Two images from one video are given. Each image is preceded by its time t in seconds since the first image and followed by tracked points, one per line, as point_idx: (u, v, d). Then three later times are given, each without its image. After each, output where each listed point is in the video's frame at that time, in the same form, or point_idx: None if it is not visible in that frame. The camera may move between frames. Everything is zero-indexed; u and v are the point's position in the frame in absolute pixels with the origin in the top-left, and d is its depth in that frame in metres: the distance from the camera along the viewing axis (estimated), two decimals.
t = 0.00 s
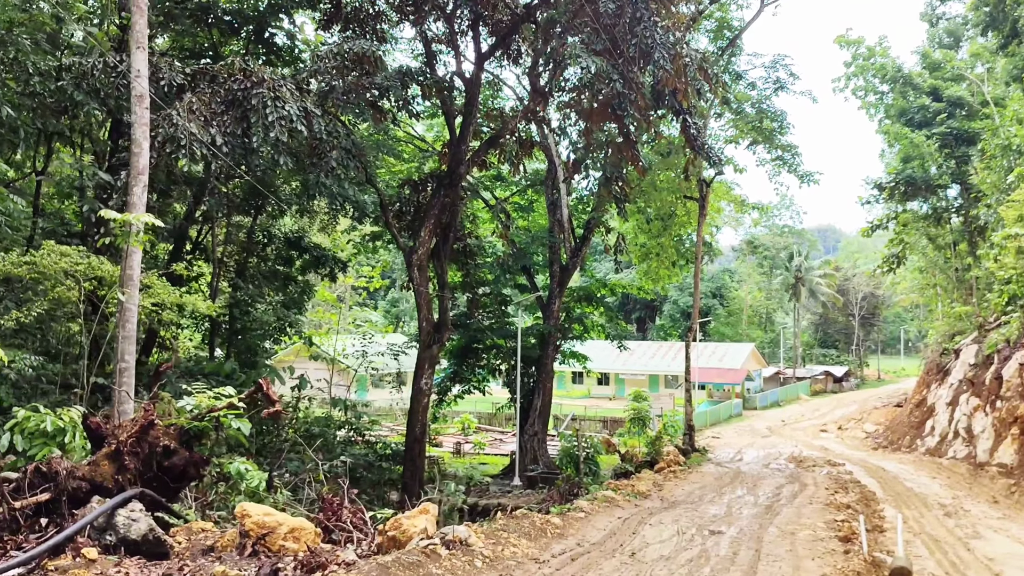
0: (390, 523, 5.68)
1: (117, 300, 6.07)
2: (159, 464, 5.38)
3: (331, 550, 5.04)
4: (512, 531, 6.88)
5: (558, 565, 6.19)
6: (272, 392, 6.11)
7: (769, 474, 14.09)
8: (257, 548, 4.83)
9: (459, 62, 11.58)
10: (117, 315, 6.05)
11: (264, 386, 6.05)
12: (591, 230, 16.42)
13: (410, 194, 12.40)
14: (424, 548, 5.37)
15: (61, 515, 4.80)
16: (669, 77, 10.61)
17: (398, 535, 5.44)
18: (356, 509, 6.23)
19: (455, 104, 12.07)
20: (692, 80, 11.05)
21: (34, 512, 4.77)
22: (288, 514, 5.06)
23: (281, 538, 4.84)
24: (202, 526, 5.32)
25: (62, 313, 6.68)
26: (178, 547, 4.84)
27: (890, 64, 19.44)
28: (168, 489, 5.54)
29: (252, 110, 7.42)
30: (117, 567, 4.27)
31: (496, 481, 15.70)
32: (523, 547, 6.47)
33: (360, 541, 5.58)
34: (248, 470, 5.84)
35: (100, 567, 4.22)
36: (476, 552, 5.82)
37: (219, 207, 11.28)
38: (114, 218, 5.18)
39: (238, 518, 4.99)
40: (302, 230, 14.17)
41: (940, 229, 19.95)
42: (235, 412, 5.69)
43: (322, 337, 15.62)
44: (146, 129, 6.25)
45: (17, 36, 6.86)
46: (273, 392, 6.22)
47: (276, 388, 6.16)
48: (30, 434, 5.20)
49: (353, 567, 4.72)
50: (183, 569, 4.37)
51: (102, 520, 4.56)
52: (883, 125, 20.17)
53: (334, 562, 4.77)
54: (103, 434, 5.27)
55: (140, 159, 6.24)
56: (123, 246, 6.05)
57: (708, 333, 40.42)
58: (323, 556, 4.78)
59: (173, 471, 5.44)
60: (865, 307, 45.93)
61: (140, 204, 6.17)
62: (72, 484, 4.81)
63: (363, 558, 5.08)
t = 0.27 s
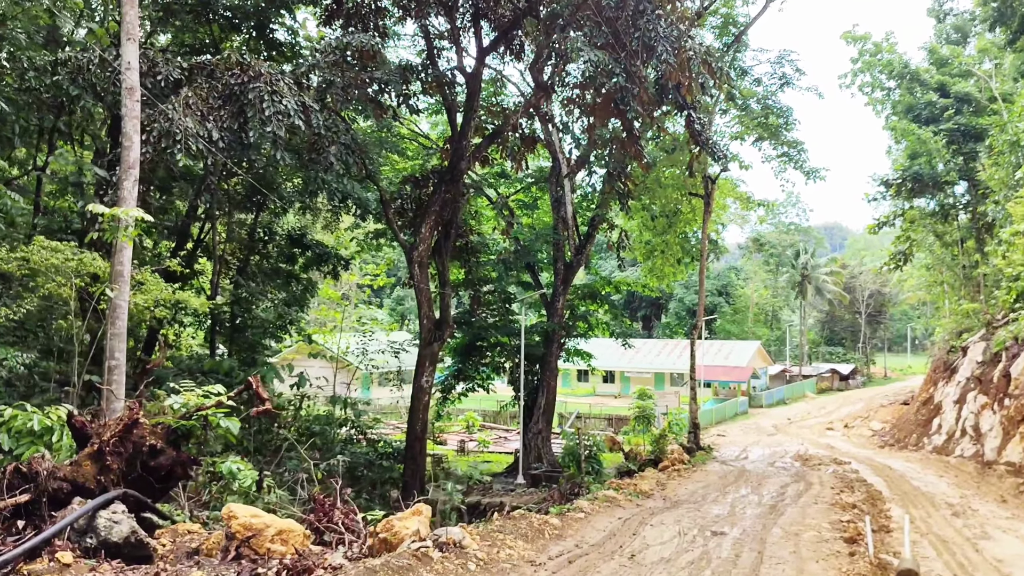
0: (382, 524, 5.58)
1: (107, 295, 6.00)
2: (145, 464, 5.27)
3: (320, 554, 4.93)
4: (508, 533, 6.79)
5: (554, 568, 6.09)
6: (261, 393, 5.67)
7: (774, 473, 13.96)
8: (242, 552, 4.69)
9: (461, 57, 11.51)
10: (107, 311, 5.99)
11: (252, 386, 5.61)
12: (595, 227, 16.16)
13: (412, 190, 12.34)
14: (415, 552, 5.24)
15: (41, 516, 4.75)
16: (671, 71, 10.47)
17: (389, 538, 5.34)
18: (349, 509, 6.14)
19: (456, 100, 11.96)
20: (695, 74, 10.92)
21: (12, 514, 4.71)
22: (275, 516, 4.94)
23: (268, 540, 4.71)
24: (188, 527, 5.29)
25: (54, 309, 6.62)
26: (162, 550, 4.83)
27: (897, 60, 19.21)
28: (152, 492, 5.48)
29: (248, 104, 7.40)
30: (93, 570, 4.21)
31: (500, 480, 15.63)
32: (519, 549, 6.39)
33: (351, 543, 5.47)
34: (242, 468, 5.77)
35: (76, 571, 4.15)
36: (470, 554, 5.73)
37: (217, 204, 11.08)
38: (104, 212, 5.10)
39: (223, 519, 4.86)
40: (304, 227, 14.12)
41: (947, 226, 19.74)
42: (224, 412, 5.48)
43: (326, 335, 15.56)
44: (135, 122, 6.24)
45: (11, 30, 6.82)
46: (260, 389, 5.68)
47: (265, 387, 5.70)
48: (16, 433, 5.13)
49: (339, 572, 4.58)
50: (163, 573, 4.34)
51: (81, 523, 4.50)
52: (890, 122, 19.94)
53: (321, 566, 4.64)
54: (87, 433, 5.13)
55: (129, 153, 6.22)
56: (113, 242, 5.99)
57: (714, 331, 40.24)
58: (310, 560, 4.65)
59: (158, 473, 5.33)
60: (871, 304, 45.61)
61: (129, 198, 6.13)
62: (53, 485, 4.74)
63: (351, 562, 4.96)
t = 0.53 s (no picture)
0: (375, 529, 5.47)
1: (98, 294, 5.89)
2: (131, 467, 4.96)
3: (309, 560, 4.80)
4: (507, 536, 6.68)
5: (554, 573, 5.99)
6: (252, 394, 5.12)
7: (782, 472, 13.77)
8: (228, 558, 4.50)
9: (466, 52, 11.42)
10: (97, 310, 5.87)
11: (241, 387, 5.07)
12: (603, 225, 16.02)
13: (417, 186, 12.28)
14: (408, 557, 5.11)
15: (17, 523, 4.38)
16: (678, 65, 10.29)
17: (382, 542, 5.22)
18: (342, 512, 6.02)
19: (461, 96, 11.82)
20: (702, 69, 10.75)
21: None
22: (264, 520, 4.81)
23: (256, 546, 4.57)
24: (173, 534, 4.80)
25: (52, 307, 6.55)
26: (145, 557, 4.36)
27: (907, 56, 18.90)
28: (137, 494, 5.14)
29: (248, 98, 7.29)
30: None
31: (508, 479, 15.53)
32: (517, 553, 6.28)
33: (344, 548, 5.32)
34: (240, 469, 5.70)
35: None
36: (466, 559, 5.61)
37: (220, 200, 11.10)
38: (91, 206, 4.99)
39: (210, 524, 4.73)
40: (309, 225, 14.07)
41: (957, 223, 19.46)
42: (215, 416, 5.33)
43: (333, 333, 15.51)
44: (128, 115, 6.09)
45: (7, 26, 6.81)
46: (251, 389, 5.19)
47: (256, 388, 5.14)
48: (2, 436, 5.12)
49: None
50: None
51: (61, 527, 4.08)
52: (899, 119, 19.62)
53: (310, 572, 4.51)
54: (70, 435, 4.74)
55: (121, 147, 6.07)
56: (104, 239, 5.87)
57: (724, 328, 39.97)
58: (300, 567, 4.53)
59: (145, 476, 5.06)
60: (881, 302, 45.16)
61: (121, 194, 6.05)
62: (31, 489, 4.36)
63: (341, 567, 4.83)
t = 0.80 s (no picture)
0: (373, 532, 5.22)
1: (91, 291, 5.81)
2: (118, 470, 4.64)
3: (304, 566, 4.52)
4: (511, 540, 6.55)
5: None
6: (245, 393, 4.76)
7: (795, 472, 13.55)
8: (219, 564, 4.17)
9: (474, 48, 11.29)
10: (90, 308, 5.79)
11: (234, 385, 4.75)
12: (615, 223, 15.91)
13: (425, 184, 12.19)
14: (404, 563, 4.92)
15: None
16: (687, 60, 10.12)
17: (380, 547, 4.98)
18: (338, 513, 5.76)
19: (469, 94, 11.70)
20: (713, 65, 10.57)
21: None
22: (255, 524, 4.52)
23: (248, 553, 4.27)
24: (163, 538, 4.66)
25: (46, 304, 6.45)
26: (131, 563, 4.20)
27: (919, 54, 18.44)
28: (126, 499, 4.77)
29: (249, 93, 7.21)
30: None
31: (520, 479, 15.42)
32: (521, 557, 6.15)
33: (342, 553, 5.02)
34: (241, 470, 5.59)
35: None
36: (467, 564, 5.48)
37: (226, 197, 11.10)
38: (82, 200, 4.90)
39: (199, 527, 4.36)
40: (318, 224, 14.05)
41: (970, 221, 19.10)
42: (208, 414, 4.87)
43: (345, 333, 15.48)
44: (121, 108, 6.03)
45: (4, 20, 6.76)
46: (245, 390, 4.82)
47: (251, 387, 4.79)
48: None
49: None
50: None
51: (42, 531, 3.88)
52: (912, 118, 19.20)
53: None
54: (56, 437, 4.51)
55: (114, 141, 6.00)
56: (96, 235, 5.78)
57: (737, 328, 39.62)
58: None
59: (134, 479, 4.73)
60: (895, 301, 44.60)
61: (114, 188, 5.96)
62: (11, 494, 4.17)
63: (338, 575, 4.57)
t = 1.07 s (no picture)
0: (376, 539, 5.12)
1: (92, 289, 5.75)
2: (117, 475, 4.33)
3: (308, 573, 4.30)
4: (519, 546, 6.44)
5: None
6: (247, 396, 4.58)
7: (809, 473, 13.35)
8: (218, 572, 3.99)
9: (483, 44, 11.19)
10: (92, 306, 5.73)
11: (236, 388, 4.54)
12: (627, 222, 15.77)
13: (435, 180, 12.09)
14: (411, 570, 4.76)
15: None
16: (700, 56, 9.96)
17: (383, 555, 4.88)
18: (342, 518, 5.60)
19: (479, 91, 11.58)
20: (726, 59, 10.40)
21: None
22: (255, 530, 4.33)
23: (248, 561, 4.08)
24: (160, 545, 4.39)
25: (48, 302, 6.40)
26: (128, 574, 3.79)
27: (935, 50, 18.04)
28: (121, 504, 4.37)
29: (255, 89, 7.13)
30: None
31: (531, 479, 15.32)
32: (529, 564, 6.05)
33: (345, 561, 4.76)
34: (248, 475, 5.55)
35: None
36: (473, 571, 5.37)
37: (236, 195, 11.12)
38: (81, 197, 4.81)
39: (196, 535, 4.16)
40: (328, 222, 14.06)
41: (985, 219, 18.76)
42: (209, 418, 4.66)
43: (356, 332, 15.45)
44: (122, 103, 6.00)
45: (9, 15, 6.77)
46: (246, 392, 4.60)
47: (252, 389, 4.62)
48: None
49: None
50: None
51: (35, 540, 3.51)
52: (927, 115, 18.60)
53: None
54: (51, 442, 4.13)
55: (115, 137, 5.96)
56: (97, 233, 5.72)
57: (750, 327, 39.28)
58: None
59: (132, 485, 4.33)
60: (908, 300, 44.05)
61: (115, 186, 5.94)
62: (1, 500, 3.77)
63: None
